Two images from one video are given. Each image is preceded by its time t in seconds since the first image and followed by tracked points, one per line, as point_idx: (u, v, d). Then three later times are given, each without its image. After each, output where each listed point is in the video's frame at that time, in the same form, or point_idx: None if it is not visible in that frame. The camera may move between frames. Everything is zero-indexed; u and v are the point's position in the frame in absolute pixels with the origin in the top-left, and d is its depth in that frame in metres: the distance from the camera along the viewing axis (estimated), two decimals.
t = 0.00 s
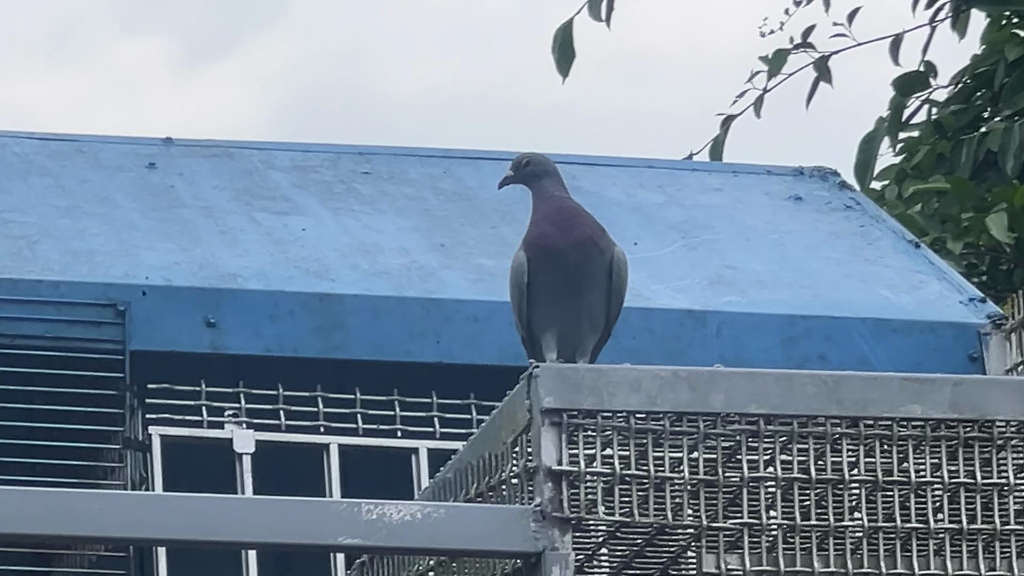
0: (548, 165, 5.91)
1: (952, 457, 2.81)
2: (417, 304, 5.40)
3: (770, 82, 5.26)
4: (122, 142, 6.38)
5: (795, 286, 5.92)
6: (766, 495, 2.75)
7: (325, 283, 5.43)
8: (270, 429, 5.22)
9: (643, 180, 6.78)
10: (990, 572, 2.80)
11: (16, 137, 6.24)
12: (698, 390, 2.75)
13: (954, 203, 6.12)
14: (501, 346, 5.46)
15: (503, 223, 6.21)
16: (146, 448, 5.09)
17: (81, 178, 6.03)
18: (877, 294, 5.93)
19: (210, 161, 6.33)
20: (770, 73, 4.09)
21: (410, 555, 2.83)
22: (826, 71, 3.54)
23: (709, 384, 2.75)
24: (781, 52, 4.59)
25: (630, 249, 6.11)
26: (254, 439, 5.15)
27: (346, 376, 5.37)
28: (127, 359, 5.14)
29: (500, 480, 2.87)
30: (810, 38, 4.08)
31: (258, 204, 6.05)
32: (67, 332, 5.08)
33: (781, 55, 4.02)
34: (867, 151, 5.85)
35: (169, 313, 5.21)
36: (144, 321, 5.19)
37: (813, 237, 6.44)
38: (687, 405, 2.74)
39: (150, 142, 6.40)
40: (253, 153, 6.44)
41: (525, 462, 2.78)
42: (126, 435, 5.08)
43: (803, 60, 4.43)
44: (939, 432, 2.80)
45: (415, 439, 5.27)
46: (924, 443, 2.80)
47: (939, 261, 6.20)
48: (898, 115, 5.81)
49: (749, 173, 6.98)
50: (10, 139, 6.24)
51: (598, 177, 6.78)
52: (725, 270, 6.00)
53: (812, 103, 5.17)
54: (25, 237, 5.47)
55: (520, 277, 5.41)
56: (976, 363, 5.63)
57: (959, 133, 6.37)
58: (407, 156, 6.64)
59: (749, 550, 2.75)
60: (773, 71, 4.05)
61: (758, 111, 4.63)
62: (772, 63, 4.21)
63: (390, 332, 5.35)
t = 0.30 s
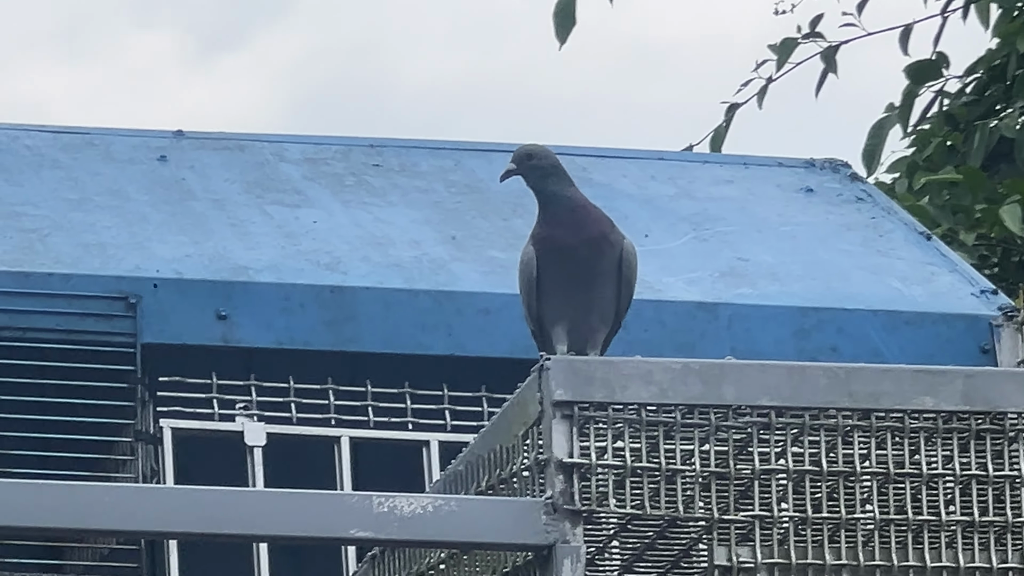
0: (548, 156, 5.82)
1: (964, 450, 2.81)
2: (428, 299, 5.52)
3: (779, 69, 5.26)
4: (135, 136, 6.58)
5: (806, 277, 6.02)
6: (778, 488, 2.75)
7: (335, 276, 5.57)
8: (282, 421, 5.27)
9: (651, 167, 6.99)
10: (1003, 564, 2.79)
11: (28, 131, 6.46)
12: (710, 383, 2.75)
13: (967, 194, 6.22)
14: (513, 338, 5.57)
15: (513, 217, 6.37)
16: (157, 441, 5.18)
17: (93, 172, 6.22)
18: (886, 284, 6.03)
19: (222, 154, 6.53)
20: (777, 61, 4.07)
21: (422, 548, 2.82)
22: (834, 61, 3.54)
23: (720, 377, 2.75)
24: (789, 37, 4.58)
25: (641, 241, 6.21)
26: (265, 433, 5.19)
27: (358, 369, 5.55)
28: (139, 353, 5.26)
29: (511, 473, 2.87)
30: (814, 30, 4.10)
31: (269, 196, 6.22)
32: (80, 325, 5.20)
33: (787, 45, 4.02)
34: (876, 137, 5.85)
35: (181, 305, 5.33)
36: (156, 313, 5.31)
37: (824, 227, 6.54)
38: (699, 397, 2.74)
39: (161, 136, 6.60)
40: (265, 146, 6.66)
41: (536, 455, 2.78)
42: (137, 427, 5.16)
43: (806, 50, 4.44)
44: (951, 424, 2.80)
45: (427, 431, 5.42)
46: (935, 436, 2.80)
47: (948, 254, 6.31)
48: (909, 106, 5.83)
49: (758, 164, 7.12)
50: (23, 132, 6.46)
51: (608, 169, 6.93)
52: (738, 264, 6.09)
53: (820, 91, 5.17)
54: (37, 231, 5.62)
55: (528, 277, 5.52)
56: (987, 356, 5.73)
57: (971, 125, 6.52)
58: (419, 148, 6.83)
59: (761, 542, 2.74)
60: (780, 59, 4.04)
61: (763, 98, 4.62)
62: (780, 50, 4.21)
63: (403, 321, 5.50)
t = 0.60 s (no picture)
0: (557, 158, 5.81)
1: (976, 438, 2.80)
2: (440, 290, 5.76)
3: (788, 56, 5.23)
4: (145, 126, 6.87)
5: (817, 266, 6.29)
6: (789, 478, 2.75)
7: (347, 265, 5.82)
8: (295, 412, 5.48)
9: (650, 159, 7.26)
10: (1014, 554, 2.80)
11: (38, 120, 6.76)
12: (721, 371, 2.75)
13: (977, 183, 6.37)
14: (526, 327, 5.85)
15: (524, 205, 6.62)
16: (168, 432, 5.40)
17: (103, 161, 6.52)
18: (899, 274, 6.31)
19: (232, 143, 6.84)
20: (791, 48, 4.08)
21: (433, 538, 2.82)
22: (849, 46, 3.53)
23: (731, 365, 2.75)
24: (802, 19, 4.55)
25: (653, 228, 6.53)
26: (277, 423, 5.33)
27: (369, 360, 5.80)
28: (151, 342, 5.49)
29: (523, 462, 2.87)
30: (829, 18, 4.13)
31: (280, 185, 6.52)
32: (91, 314, 5.44)
33: (802, 30, 4.02)
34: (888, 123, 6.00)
35: (191, 294, 5.57)
36: (166, 303, 5.54)
37: (836, 216, 6.84)
38: (710, 386, 2.74)
39: (173, 125, 6.91)
40: (276, 136, 6.97)
41: (547, 444, 2.77)
42: (149, 417, 5.38)
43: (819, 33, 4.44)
44: (962, 413, 2.79)
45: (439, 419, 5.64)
46: (947, 425, 2.80)
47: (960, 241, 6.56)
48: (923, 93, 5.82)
49: (769, 153, 7.45)
50: (35, 121, 6.77)
51: (622, 157, 7.28)
52: (748, 252, 6.37)
53: (833, 77, 5.16)
54: (48, 220, 5.88)
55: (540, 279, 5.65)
56: (999, 345, 5.98)
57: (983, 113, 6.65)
58: (430, 138, 7.12)
59: (773, 532, 2.74)
60: (794, 45, 4.05)
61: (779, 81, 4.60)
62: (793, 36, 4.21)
63: (412, 312, 5.74)
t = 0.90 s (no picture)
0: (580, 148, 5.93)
1: (993, 429, 2.81)
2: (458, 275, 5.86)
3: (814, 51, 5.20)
4: (161, 116, 7.01)
5: (834, 257, 6.33)
6: (806, 467, 2.76)
7: (365, 256, 5.89)
8: (312, 402, 5.68)
9: (664, 148, 7.36)
10: None
11: (55, 111, 6.89)
12: (739, 361, 2.74)
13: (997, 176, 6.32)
14: (544, 317, 5.93)
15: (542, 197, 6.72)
16: (185, 422, 5.47)
17: (122, 152, 6.61)
18: (916, 265, 6.35)
19: (250, 134, 6.95)
20: (818, 40, 4.08)
21: (451, 528, 2.82)
22: (874, 40, 3.54)
23: (750, 355, 2.75)
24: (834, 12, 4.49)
25: (670, 219, 6.58)
26: (294, 412, 5.58)
27: (386, 349, 5.89)
28: (166, 332, 5.59)
29: (540, 452, 2.87)
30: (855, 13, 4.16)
31: (297, 176, 6.62)
32: (107, 305, 5.50)
33: (829, 24, 4.03)
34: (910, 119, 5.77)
35: (208, 284, 5.66)
36: (183, 294, 5.63)
37: (853, 208, 6.89)
38: (728, 375, 2.74)
39: (190, 116, 7.06)
40: (293, 126, 7.10)
41: (564, 434, 2.78)
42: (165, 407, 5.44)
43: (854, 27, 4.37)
44: (979, 403, 2.80)
45: (456, 411, 5.76)
46: (964, 415, 2.79)
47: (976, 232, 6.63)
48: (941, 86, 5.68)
49: (787, 144, 7.56)
50: (52, 112, 6.91)
51: (637, 148, 7.34)
52: (766, 243, 6.43)
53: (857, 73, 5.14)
54: (65, 211, 5.98)
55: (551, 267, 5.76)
56: (1016, 334, 6.02)
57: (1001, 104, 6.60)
58: (447, 129, 7.27)
59: (790, 522, 2.73)
60: (821, 40, 4.06)
61: (811, 76, 4.53)
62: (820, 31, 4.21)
63: (431, 305, 5.82)
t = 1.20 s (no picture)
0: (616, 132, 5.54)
1: (1010, 421, 2.81)
2: (475, 267, 5.78)
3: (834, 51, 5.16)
4: (178, 108, 6.92)
5: (851, 248, 6.24)
6: (824, 459, 2.76)
7: (380, 247, 5.83)
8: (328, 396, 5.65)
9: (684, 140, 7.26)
10: None
11: (70, 104, 6.86)
12: (757, 353, 2.75)
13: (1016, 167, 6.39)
14: (561, 309, 5.83)
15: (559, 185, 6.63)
16: (202, 415, 5.52)
17: (138, 143, 6.60)
18: (937, 258, 6.25)
19: (269, 126, 6.87)
20: (836, 42, 4.10)
21: (470, 519, 2.82)
22: (890, 40, 3.53)
23: (767, 347, 2.75)
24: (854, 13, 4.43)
25: (688, 211, 6.48)
26: (310, 405, 5.59)
27: (402, 343, 5.83)
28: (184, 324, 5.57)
29: (558, 444, 2.87)
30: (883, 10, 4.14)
31: (315, 167, 6.56)
32: (124, 297, 5.50)
33: (846, 28, 4.03)
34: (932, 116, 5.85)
35: (226, 276, 5.63)
36: (201, 285, 5.61)
37: (871, 198, 6.82)
38: (746, 367, 2.74)
39: (207, 108, 6.94)
40: (310, 118, 6.98)
41: (582, 426, 2.77)
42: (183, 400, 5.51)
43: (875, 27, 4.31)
44: (998, 395, 2.80)
45: (473, 404, 5.71)
46: (982, 406, 2.79)
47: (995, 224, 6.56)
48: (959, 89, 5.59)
49: (804, 136, 7.40)
50: (66, 104, 6.87)
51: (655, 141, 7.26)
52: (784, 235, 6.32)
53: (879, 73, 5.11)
54: (82, 202, 5.98)
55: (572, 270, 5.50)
56: None
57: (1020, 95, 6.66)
58: (464, 120, 7.16)
59: (807, 513, 2.74)
60: (838, 41, 4.06)
61: (831, 79, 4.47)
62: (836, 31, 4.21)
63: (445, 297, 5.76)
